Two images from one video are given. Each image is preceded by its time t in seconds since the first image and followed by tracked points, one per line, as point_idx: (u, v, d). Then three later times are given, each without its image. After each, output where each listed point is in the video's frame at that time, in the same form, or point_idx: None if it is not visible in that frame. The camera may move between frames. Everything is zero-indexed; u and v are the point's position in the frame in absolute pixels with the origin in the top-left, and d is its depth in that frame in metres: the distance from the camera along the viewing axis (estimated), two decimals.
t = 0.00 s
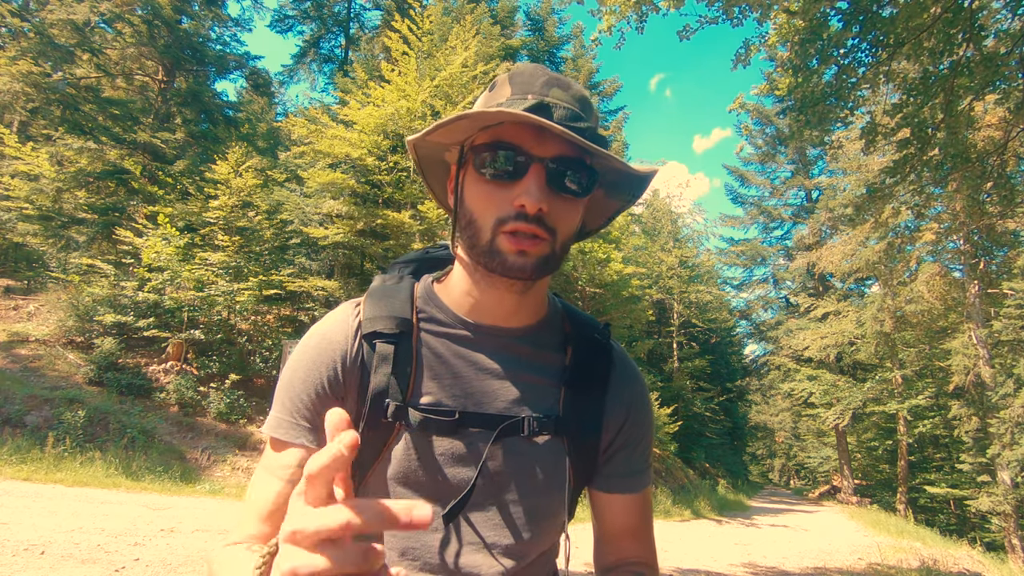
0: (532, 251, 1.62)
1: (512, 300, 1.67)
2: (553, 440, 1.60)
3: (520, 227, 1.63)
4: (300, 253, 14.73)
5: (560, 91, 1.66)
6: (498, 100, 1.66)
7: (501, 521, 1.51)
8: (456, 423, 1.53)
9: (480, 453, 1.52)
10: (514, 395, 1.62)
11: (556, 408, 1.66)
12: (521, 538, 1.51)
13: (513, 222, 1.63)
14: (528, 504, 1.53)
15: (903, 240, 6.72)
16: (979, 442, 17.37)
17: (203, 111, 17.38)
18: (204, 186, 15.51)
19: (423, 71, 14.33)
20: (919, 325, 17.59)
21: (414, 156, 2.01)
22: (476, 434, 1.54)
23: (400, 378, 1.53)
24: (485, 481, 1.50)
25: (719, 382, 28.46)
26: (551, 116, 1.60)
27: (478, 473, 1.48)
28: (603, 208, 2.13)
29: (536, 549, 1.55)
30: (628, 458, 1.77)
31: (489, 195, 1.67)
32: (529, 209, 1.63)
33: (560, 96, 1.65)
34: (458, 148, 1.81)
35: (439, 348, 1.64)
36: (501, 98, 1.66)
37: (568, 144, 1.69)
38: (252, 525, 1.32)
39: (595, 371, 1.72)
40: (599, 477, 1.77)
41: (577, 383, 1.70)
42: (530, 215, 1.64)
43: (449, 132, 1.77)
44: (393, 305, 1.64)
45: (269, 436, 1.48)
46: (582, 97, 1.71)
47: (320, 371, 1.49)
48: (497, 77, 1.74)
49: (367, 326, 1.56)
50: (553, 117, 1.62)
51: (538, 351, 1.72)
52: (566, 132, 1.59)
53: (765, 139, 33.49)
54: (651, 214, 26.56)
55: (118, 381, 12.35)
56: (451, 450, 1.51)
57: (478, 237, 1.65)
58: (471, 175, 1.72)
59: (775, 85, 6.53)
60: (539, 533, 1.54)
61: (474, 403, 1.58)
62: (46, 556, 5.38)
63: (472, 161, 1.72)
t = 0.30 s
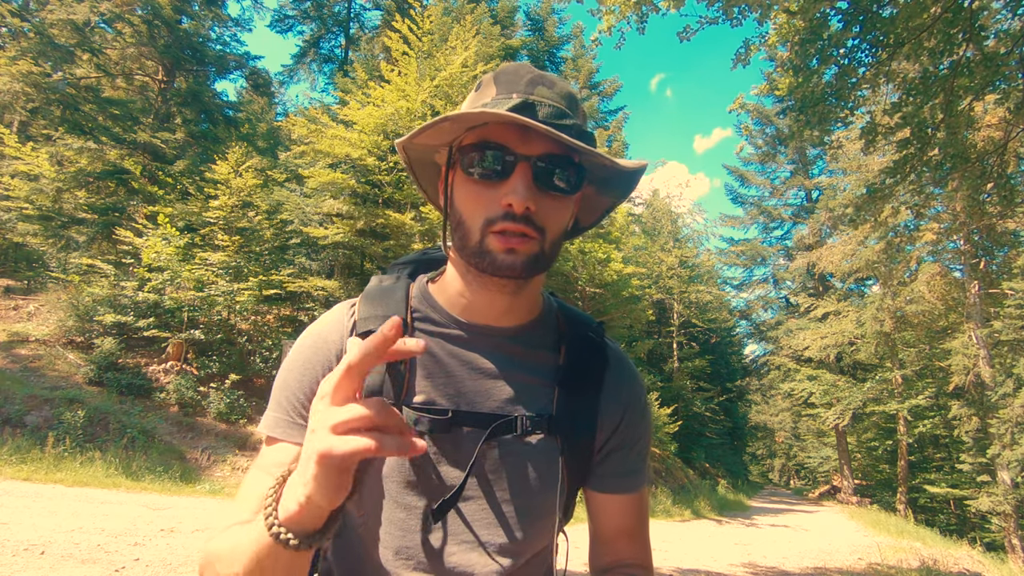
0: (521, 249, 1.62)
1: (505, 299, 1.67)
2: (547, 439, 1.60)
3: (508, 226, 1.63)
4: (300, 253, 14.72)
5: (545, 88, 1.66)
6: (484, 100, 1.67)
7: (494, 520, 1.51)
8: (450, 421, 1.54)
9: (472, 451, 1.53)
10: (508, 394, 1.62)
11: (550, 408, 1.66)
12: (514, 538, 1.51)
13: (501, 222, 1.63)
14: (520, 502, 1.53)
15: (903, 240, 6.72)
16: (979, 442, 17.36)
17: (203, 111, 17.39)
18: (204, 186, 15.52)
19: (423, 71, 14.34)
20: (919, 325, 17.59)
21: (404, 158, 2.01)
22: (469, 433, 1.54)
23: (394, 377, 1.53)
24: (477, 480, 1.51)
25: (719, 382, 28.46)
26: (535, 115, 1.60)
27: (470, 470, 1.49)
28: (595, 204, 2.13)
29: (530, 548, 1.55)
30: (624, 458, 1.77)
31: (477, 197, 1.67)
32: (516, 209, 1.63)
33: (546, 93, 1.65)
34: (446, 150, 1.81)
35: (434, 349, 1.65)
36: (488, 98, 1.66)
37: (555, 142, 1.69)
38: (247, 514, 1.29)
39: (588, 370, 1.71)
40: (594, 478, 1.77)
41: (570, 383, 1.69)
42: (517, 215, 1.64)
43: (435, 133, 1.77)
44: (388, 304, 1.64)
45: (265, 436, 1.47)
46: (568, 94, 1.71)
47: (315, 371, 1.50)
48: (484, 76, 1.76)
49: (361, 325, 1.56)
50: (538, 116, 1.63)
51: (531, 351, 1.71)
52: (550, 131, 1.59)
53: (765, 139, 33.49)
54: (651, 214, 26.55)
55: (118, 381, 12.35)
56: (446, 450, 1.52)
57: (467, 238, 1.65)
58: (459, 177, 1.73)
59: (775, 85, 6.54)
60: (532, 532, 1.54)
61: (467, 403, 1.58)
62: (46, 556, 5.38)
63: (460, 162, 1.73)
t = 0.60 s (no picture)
0: (519, 248, 1.62)
1: (502, 299, 1.68)
2: (544, 438, 1.60)
3: (507, 225, 1.63)
4: (299, 253, 14.71)
5: (543, 89, 1.66)
6: (484, 99, 1.68)
7: (492, 519, 1.51)
8: (446, 420, 1.54)
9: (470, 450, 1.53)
10: (506, 393, 1.61)
11: (547, 407, 1.66)
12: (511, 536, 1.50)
13: (499, 220, 1.63)
14: (518, 501, 1.53)
15: (903, 240, 6.71)
16: (979, 442, 17.37)
17: (203, 111, 17.39)
18: (204, 186, 15.51)
19: (423, 71, 14.36)
20: (919, 325, 17.59)
21: (403, 159, 2.02)
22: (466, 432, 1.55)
23: (393, 375, 1.54)
24: (474, 479, 1.52)
25: (719, 382, 28.46)
26: (534, 114, 1.61)
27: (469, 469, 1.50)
28: (594, 204, 2.13)
29: (528, 548, 1.55)
30: (620, 457, 1.77)
31: (475, 195, 1.67)
32: (514, 207, 1.63)
33: (544, 93, 1.65)
34: (445, 149, 1.82)
35: (432, 347, 1.64)
36: (487, 98, 1.67)
37: (553, 141, 1.69)
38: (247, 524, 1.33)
39: (586, 368, 1.72)
40: (590, 476, 1.77)
41: (567, 381, 1.69)
42: (515, 213, 1.64)
43: (434, 132, 1.78)
44: (387, 303, 1.64)
45: (262, 435, 1.47)
46: (567, 95, 1.72)
47: (313, 370, 1.49)
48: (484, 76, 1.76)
49: (360, 325, 1.57)
50: (536, 115, 1.63)
51: (528, 350, 1.71)
52: (549, 130, 1.59)
53: (765, 139, 33.49)
54: (651, 214, 26.54)
55: (118, 381, 12.35)
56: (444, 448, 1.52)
57: (466, 237, 1.65)
58: (457, 176, 1.72)
59: (775, 85, 6.54)
60: (530, 530, 1.54)
61: (464, 402, 1.58)
62: (46, 556, 5.38)
63: (458, 161, 1.72)
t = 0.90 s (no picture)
0: (528, 243, 1.61)
1: (506, 298, 1.67)
2: (545, 437, 1.60)
3: (516, 221, 1.62)
4: (299, 253, 14.72)
5: (552, 89, 1.66)
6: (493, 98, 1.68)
7: (492, 519, 1.50)
8: (449, 420, 1.54)
9: (471, 450, 1.53)
10: (507, 393, 1.61)
11: (549, 406, 1.66)
12: (511, 535, 1.50)
13: (508, 215, 1.63)
14: (520, 503, 1.52)
15: (903, 240, 6.71)
16: (979, 442, 17.37)
17: (203, 111, 17.39)
18: (204, 186, 15.51)
19: (423, 71, 14.36)
20: (920, 325, 17.56)
21: (410, 162, 2.03)
22: (467, 431, 1.55)
23: (395, 376, 1.53)
24: (477, 480, 1.51)
25: (719, 382, 28.45)
26: (545, 111, 1.61)
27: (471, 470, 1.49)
28: (595, 213, 2.13)
29: (528, 547, 1.54)
30: (620, 457, 1.76)
31: (485, 190, 1.66)
32: (524, 201, 1.63)
33: (553, 94, 1.65)
34: (454, 147, 1.82)
35: (434, 347, 1.64)
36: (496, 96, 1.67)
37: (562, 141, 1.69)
38: (248, 531, 1.37)
39: (588, 368, 1.72)
40: (590, 476, 1.76)
41: (569, 381, 1.69)
42: (525, 207, 1.63)
43: (444, 130, 1.78)
44: (389, 304, 1.64)
45: (263, 435, 1.48)
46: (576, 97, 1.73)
47: (317, 370, 1.48)
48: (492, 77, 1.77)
49: (363, 325, 1.56)
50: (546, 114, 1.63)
51: (530, 349, 1.71)
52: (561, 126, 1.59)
53: (765, 139, 33.49)
54: (651, 214, 26.54)
55: (118, 381, 12.35)
56: (447, 448, 1.52)
57: (474, 232, 1.64)
58: (466, 173, 1.72)
59: (775, 85, 6.54)
60: (530, 531, 1.53)
61: (466, 401, 1.58)
62: (46, 556, 5.38)
63: (468, 157, 1.72)
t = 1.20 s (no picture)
0: (529, 250, 1.62)
1: (508, 301, 1.67)
2: (547, 439, 1.60)
3: (518, 227, 1.63)
4: (300, 253, 14.72)
5: (555, 94, 1.66)
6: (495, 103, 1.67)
7: (494, 521, 1.50)
8: (450, 422, 1.54)
9: (473, 451, 1.53)
10: (509, 394, 1.62)
11: (550, 408, 1.66)
12: (513, 536, 1.50)
13: (510, 221, 1.63)
14: (522, 504, 1.52)
15: (904, 240, 6.72)
16: (979, 442, 17.37)
17: (203, 111, 17.38)
18: (204, 186, 15.50)
19: (423, 71, 14.36)
20: (920, 325, 17.54)
21: (413, 162, 2.03)
22: (469, 432, 1.54)
23: (397, 378, 1.53)
24: (479, 481, 1.51)
25: (719, 383, 28.45)
26: (547, 117, 1.60)
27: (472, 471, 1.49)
28: (597, 213, 2.13)
29: (530, 549, 1.54)
30: (622, 458, 1.76)
31: (487, 195, 1.67)
32: (526, 208, 1.63)
33: (556, 98, 1.65)
34: (456, 151, 1.82)
35: (435, 349, 1.63)
36: (499, 100, 1.66)
37: (565, 145, 1.69)
38: (251, 531, 1.38)
39: (589, 369, 1.72)
40: (593, 476, 1.76)
41: (571, 382, 1.69)
42: (527, 214, 1.63)
43: (447, 134, 1.77)
44: (392, 306, 1.64)
45: (267, 435, 1.48)
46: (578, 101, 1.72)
47: (319, 371, 1.48)
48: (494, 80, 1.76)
49: (365, 327, 1.56)
50: (548, 119, 1.63)
51: (531, 351, 1.71)
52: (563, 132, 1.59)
53: (765, 139, 33.50)
54: (651, 214, 26.54)
55: (118, 381, 12.35)
56: (449, 449, 1.52)
57: (476, 237, 1.65)
58: (469, 177, 1.73)
59: (775, 85, 6.54)
60: (533, 532, 1.53)
61: (468, 403, 1.58)
62: (46, 556, 5.38)
63: (471, 162, 1.73)
